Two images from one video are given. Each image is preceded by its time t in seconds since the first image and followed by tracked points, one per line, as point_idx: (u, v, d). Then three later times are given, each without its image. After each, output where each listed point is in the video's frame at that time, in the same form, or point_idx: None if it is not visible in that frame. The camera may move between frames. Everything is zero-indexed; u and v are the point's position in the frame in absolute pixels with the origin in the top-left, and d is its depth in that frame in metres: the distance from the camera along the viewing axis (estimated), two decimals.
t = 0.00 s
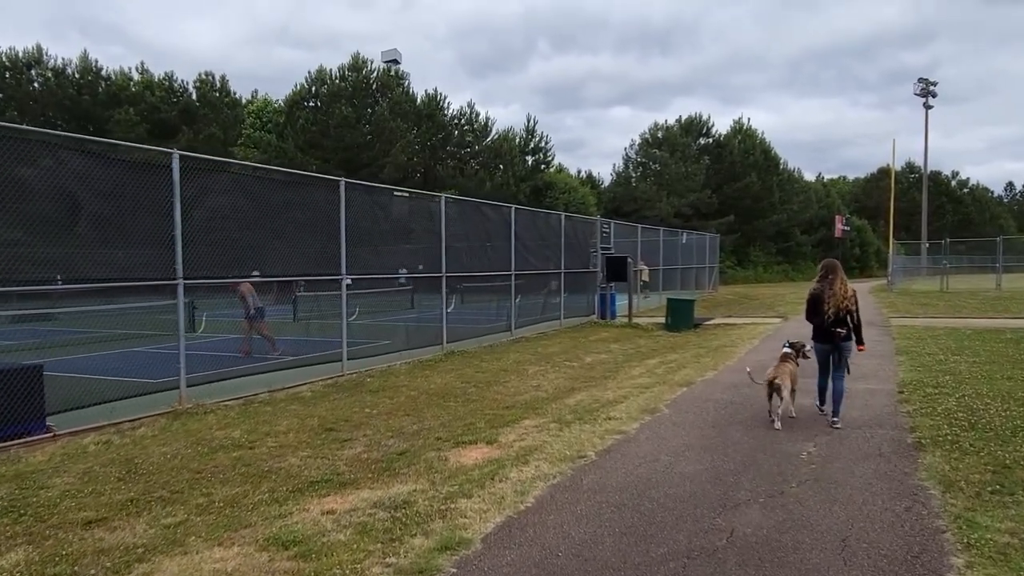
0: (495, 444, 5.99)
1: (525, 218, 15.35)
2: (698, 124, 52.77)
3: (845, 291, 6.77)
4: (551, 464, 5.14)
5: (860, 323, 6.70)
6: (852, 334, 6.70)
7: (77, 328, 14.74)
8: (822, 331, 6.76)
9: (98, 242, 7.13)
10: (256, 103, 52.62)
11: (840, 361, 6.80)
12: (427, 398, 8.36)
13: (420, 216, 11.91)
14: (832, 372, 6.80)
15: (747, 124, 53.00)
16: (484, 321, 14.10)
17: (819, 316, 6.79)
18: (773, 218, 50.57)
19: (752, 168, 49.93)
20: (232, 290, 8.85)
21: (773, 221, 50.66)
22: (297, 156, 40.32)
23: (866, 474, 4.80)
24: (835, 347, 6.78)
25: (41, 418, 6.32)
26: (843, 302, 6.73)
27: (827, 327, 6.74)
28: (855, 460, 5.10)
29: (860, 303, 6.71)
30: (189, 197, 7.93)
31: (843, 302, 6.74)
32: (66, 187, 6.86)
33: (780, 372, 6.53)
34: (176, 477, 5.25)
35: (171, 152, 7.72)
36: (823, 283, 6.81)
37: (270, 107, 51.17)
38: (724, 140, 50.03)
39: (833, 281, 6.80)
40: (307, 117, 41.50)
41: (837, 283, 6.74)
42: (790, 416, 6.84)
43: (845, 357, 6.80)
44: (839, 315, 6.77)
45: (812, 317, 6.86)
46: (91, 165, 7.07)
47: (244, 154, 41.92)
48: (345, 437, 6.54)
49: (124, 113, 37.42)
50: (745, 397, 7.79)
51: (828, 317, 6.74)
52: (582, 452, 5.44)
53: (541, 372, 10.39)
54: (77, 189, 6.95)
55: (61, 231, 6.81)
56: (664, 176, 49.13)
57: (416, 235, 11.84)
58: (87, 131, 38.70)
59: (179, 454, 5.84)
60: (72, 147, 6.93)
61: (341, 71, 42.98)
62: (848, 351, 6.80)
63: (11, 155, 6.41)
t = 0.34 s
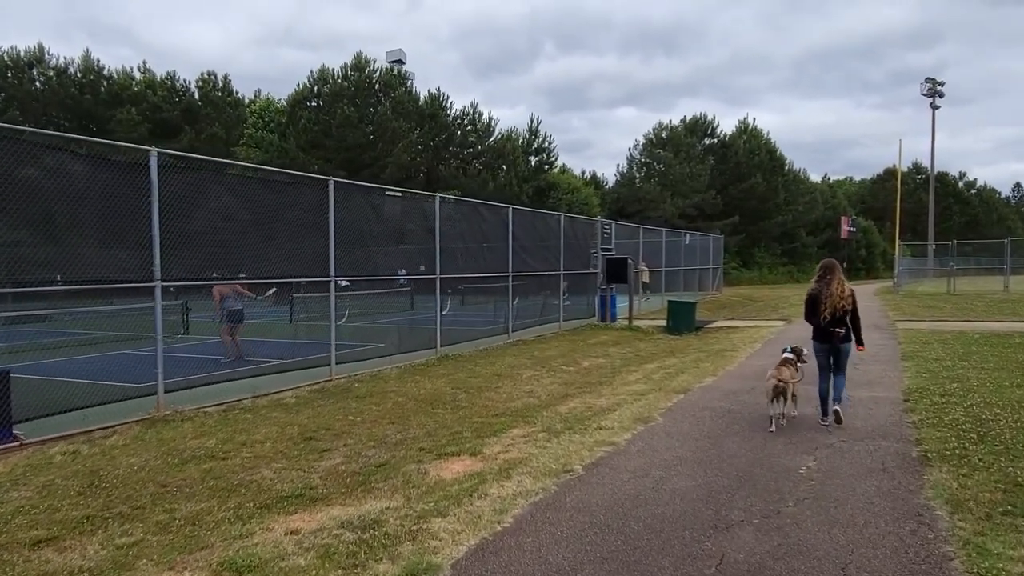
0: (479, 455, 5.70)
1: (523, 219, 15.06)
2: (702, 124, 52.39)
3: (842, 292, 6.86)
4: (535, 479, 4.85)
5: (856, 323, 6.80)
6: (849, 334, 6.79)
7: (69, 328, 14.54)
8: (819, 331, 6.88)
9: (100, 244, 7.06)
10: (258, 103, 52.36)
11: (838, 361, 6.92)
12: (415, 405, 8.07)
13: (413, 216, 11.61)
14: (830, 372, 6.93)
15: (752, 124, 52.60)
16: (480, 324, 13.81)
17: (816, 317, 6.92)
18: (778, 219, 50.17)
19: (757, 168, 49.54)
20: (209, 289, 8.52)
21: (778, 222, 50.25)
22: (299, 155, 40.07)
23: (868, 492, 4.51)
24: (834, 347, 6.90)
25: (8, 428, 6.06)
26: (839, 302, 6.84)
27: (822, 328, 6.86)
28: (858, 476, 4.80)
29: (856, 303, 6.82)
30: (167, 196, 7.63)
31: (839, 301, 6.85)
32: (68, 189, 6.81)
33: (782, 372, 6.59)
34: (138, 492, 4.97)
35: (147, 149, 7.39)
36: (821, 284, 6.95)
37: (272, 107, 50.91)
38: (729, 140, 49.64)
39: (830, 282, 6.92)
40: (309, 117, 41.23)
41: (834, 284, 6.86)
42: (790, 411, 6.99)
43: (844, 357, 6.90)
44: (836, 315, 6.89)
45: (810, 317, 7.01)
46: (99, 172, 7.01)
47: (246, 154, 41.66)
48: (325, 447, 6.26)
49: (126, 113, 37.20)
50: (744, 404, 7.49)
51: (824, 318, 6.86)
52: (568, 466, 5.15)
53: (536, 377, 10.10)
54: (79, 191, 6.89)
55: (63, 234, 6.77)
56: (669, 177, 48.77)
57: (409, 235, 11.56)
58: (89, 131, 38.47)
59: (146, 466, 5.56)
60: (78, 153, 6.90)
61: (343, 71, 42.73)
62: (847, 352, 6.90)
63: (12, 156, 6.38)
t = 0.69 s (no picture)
0: (460, 463, 5.40)
1: (520, 217, 14.75)
2: (706, 123, 51.95)
3: (845, 293, 6.59)
4: (516, 490, 4.55)
5: (861, 325, 6.56)
6: (853, 337, 6.54)
7: (58, 326, 14.31)
8: (822, 333, 6.62)
9: (103, 243, 7.05)
10: (259, 103, 52.08)
11: (841, 363, 6.68)
12: (401, 408, 7.78)
13: (406, 213, 11.29)
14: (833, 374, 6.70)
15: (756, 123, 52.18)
16: (475, 324, 13.52)
17: (819, 318, 6.68)
18: (782, 218, 49.79)
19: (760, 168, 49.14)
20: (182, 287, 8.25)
21: (782, 222, 49.89)
22: (300, 155, 39.83)
23: (871, 506, 4.19)
24: (837, 350, 6.64)
25: None
26: (842, 303, 6.58)
27: (826, 330, 6.60)
28: (860, 488, 4.48)
29: (860, 306, 6.56)
30: (143, 192, 7.36)
31: (843, 303, 6.58)
32: (71, 188, 6.76)
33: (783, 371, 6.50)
34: (95, 503, 4.68)
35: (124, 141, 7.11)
36: (826, 284, 6.69)
37: (274, 106, 50.63)
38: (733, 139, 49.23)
39: (835, 282, 6.65)
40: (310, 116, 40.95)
41: (838, 285, 6.60)
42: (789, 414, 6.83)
43: (847, 359, 6.63)
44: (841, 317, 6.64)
45: (813, 319, 6.76)
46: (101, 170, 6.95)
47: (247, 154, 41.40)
48: (300, 454, 5.96)
49: (127, 112, 36.97)
50: (743, 408, 7.17)
51: (828, 319, 6.61)
52: (552, 475, 4.84)
53: (529, 379, 9.80)
54: (82, 190, 6.83)
55: (66, 231, 6.76)
56: (672, 176, 48.37)
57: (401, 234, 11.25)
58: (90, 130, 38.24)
59: (108, 474, 5.27)
60: (81, 150, 6.81)
61: (343, 69, 42.48)
62: (852, 353, 6.65)
63: (12, 154, 6.33)
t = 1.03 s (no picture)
0: (433, 474, 5.11)
1: (515, 215, 14.47)
2: (709, 121, 51.57)
3: (848, 289, 6.43)
4: (485, 505, 4.26)
5: (861, 323, 6.42)
6: (853, 334, 6.40)
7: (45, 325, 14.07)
8: (821, 330, 6.49)
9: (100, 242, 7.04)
10: (260, 101, 51.83)
11: (841, 361, 6.45)
12: (382, 413, 7.50)
13: (393, 210, 10.96)
14: (832, 371, 6.49)
15: (760, 121, 51.77)
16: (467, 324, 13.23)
17: (821, 314, 6.53)
18: (785, 217, 49.40)
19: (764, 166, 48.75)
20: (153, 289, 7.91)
21: (786, 221, 49.48)
22: (300, 152, 39.60)
23: (864, 524, 3.89)
24: (838, 346, 6.47)
25: None
26: (845, 301, 6.41)
27: (826, 327, 6.46)
28: (854, 504, 4.18)
29: (862, 303, 6.42)
30: (107, 187, 7.06)
31: (846, 300, 6.41)
32: (71, 187, 6.75)
33: (781, 370, 6.49)
34: (39, 517, 4.41)
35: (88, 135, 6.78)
36: (827, 281, 6.58)
37: (275, 104, 50.39)
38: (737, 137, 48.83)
39: (837, 278, 6.54)
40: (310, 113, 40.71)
41: (840, 281, 6.48)
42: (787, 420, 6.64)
43: (847, 357, 6.46)
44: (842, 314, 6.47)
45: (813, 315, 6.62)
46: (89, 168, 6.82)
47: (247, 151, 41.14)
48: (268, 463, 5.67)
49: (127, 110, 36.77)
50: (736, 414, 6.87)
51: (829, 316, 6.46)
52: (526, 489, 4.55)
53: (519, 381, 9.50)
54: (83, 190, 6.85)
55: (66, 231, 6.74)
56: (675, 174, 47.87)
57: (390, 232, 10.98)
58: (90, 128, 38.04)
59: (59, 485, 4.98)
60: (81, 150, 6.80)
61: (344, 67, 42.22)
62: (851, 351, 6.47)
63: (15, 154, 6.35)
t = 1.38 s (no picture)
0: (401, 486, 4.84)
1: (510, 214, 14.20)
2: (714, 119, 51.14)
3: (840, 291, 6.23)
4: (449, 522, 4.00)
5: (854, 324, 6.19)
6: (846, 336, 6.16)
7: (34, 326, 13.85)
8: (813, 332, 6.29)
9: (103, 239, 7.11)
10: (264, 100, 51.64)
11: (835, 364, 6.24)
12: (361, 419, 7.24)
13: (381, 209, 10.69)
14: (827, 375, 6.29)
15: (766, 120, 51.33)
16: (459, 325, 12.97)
17: (814, 317, 6.33)
18: (791, 217, 48.98)
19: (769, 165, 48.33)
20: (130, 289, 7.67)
21: (791, 220, 49.06)
22: (302, 152, 39.41)
23: (852, 546, 3.61)
24: (830, 348, 6.26)
25: None
26: (837, 302, 6.21)
27: (818, 330, 6.26)
28: (843, 523, 3.89)
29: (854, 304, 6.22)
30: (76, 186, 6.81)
31: (838, 302, 6.22)
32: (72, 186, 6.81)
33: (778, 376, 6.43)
34: None
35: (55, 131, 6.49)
36: (819, 284, 6.38)
37: (278, 103, 50.18)
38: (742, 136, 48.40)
39: (829, 280, 6.33)
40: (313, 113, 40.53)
41: (832, 282, 6.27)
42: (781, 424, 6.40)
43: (841, 359, 6.24)
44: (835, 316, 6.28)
45: (806, 319, 6.41)
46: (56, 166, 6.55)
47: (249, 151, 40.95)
48: (232, 473, 5.40)
49: (129, 109, 36.59)
50: (727, 421, 6.58)
51: (822, 318, 6.26)
52: (494, 504, 4.28)
53: (507, 385, 9.24)
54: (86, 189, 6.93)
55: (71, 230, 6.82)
56: (679, 173, 47.43)
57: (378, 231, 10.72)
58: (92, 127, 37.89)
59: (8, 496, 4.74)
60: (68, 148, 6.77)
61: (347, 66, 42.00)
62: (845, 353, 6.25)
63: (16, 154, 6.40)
